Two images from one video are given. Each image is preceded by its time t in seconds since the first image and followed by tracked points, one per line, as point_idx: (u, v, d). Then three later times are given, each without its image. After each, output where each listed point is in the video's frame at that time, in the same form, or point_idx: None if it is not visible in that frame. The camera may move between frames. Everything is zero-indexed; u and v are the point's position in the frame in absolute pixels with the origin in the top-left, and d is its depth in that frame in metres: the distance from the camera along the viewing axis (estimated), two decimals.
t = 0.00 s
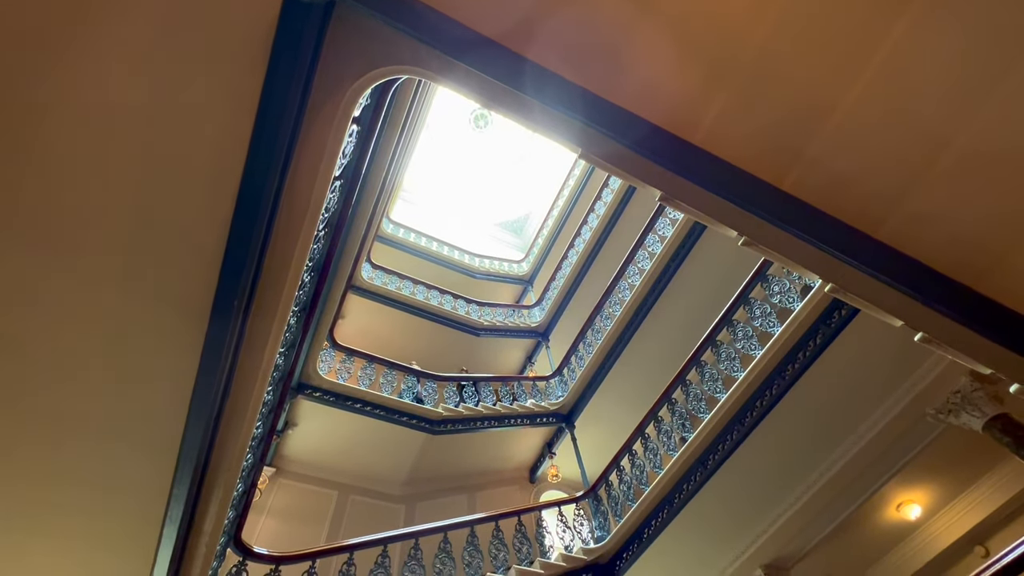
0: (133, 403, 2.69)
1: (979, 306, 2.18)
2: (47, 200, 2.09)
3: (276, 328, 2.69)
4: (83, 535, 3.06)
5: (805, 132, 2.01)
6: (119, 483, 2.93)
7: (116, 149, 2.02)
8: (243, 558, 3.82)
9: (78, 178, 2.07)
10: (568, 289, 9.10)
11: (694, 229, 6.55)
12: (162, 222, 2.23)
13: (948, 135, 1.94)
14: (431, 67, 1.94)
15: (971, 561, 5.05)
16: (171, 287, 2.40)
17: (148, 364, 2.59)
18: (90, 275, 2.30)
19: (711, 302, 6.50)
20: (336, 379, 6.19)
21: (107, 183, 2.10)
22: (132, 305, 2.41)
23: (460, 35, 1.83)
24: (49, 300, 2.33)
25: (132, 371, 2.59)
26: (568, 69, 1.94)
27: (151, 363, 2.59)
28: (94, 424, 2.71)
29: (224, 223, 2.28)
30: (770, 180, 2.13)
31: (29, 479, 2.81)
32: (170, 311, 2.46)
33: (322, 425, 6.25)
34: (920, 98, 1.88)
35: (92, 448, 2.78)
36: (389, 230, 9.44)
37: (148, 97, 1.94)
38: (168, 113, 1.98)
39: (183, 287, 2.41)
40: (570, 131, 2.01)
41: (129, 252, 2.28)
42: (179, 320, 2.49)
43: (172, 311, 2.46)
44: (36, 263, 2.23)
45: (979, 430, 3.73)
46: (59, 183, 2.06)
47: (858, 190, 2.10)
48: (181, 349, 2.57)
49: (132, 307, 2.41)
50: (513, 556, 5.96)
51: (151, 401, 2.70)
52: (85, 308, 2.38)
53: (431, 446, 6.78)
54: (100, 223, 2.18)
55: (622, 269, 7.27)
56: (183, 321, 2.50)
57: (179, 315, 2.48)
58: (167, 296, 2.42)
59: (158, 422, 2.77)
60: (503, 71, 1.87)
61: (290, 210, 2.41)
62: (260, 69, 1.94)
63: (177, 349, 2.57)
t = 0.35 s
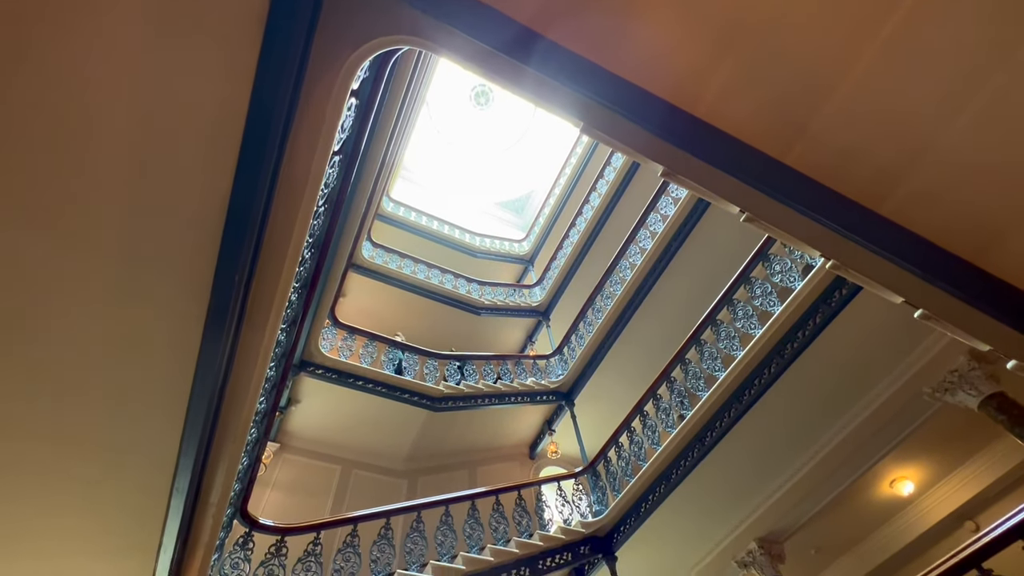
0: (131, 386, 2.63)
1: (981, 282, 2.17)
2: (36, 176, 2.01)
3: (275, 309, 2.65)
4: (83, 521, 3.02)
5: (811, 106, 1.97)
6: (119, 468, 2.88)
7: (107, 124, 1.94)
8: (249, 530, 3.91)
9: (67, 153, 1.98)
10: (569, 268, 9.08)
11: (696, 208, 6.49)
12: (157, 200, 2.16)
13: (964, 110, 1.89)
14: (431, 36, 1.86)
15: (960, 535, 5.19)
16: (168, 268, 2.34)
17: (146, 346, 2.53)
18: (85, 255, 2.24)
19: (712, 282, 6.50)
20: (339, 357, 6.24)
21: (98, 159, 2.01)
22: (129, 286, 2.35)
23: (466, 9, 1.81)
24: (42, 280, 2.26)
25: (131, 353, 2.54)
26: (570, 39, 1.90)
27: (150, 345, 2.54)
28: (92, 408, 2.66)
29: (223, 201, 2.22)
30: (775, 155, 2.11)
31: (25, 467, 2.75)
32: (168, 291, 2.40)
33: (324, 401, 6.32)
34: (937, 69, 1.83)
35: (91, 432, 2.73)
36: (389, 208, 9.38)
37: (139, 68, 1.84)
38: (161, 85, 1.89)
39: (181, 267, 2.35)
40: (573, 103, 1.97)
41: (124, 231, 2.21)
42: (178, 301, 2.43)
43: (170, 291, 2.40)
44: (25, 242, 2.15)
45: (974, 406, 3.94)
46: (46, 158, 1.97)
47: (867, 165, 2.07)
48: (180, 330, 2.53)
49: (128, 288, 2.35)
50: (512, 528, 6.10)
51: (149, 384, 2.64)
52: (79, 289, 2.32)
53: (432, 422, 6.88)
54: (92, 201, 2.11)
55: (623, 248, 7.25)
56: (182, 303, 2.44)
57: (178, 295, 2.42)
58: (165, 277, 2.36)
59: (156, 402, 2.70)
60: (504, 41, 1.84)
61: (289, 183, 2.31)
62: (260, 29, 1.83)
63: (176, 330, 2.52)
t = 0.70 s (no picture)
0: (134, 363, 2.63)
1: (984, 259, 2.16)
2: (32, 150, 1.98)
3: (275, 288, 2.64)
4: (90, 496, 3.05)
5: (818, 79, 1.93)
6: (124, 445, 2.89)
7: (101, 96, 1.89)
8: (255, 501, 4.00)
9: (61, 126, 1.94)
10: (570, 247, 9.06)
11: (699, 185, 6.44)
12: (155, 175, 2.12)
13: (973, 84, 1.86)
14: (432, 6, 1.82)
15: (950, 510, 5.31)
16: (168, 245, 2.31)
17: (148, 323, 2.53)
18: (84, 231, 2.21)
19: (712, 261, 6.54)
20: (340, 334, 6.27)
21: (93, 132, 1.97)
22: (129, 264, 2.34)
23: None
24: (40, 256, 2.24)
25: (133, 330, 2.54)
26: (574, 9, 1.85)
27: (152, 322, 2.53)
28: (96, 385, 2.67)
29: (222, 179, 2.16)
30: (779, 129, 2.08)
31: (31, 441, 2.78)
32: (168, 269, 2.38)
33: (326, 377, 6.39)
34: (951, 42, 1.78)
35: (96, 408, 2.75)
36: (389, 186, 9.31)
37: (130, 38, 1.77)
38: (154, 56, 1.83)
39: (181, 244, 2.32)
40: (578, 77, 1.93)
41: (122, 207, 2.19)
42: (178, 279, 2.41)
43: (171, 269, 2.38)
44: (23, 217, 2.13)
45: (971, 385, 4.08)
46: (40, 131, 1.93)
47: (873, 140, 2.04)
48: (181, 308, 2.51)
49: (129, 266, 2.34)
50: (512, 501, 6.23)
51: (152, 361, 2.64)
52: (78, 266, 2.30)
53: (434, 399, 6.97)
54: (90, 175, 2.08)
55: (625, 226, 7.22)
56: (183, 280, 2.42)
57: (178, 273, 2.40)
58: (165, 254, 2.34)
59: (159, 379, 2.71)
60: (505, 10, 1.80)
61: (287, 159, 2.21)
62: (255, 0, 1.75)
63: (177, 308, 2.51)
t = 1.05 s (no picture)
0: (135, 337, 2.64)
1: (988, 235, 2.15)
2: (22, 123, 1.93)
3: (276, 267, 2.60)
4: (97, 467, 3.10)
5: (829, 50, 1.88)
6: (129, 418, 2.93)
7: (92, 66, 1.83)
8: (260, 471, 4.09)
9: (51, 96, 1.88)
10: (571, 223, 9.01)
11: (703, 161, 6.36)
12: (150, 148, 2.08)
13: (999, 59, 1.78)
14: None
15: (940, 483, 5.44)
16: (164, 219, 2.28)
17: (147, 298, 2.52)
18: (79, 204, 2.18)
19: (712, 238, 6.55)
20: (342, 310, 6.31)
21: (84, 103, 1.91)
22: (128, 239, 2.32)
23: None
24: (37, 229, 2.22)
25: (132, 305, 2.53)
26: None
27: (152, 297, 2.52)
28: (99, 359, 2.69)
29: (218, 153, 2.10)
30: (786, 102, 2.04)
31: (36, 414, 2.80)
32: (166, 243, 2.35)
33: (328, 352, 6.45)
34: (978, 14, 1.69)
35: (99, 382, 2.77)
36: (388, 160, 9.20)
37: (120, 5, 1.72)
38: (146, 25, 1.76)
39: (178, 218, 2.29)
40: (581, 47, 1.89)
41: (117, 180, 2.15)
42: (177, 253, 2.39)
43: (169, 243, 2.36)
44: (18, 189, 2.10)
45: (967, 362, 4.11)
46: (30, 103, 1.88)
47: (881, 114, 2.00)
48: (180, 282, 2.50)
49: (127, 241, 2.32)
50: (512, 473, 6.36)
51: (153, 336, 2.65)
52: (76, 240, 2.28)
53: (435, 373, 7.05)
54: (83, 148, 2.03)
55: (627, 203, 7.18)
56: (181, 255, 2.40)
57: (176, 247, 2.37)
58: (163, 229, 2.31)
59: (162, 353, 2.73)
60: None
61: (285, 131, 2.17)
62: None
63: (177, 283, 2.49)
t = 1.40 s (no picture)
0: (134, 308, 2.64)
1: (991, 210, 2.12)
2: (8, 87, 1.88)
3: (274, 239, 2.58)
4: (100, 436, 3.14)
5: (837, 18, 1.82)
6: (131, 388, 2.95)
7: (78, 30, 1.77)
8: (263, 440, 4.18)
9: (37, 60, 1.83)
10: (572, 197, 8.94)
11: (706, 134, 6.27)
12: (141, 115, 2.03)
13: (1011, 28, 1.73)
14: None
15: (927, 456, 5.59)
16: (158, 189, 2.25)
17: (144, 269, 2.51)
18: (71, 172, 2.15)
19: (713, 213, 6.53)
20: (341, 283, 6.33)
21: (70, 68, 1.86)
22: (122, 208, 2.30)
23: None
24: (30, 198, 2.19)
25: (129, 277, 2.52)
26: None
27: (149, 268, 2.51)
28: (98, 329, 2.69)
29: (212, 122, 2.05)
30: (790, 72, 2.00)
31: (38, 384, 2.82)
32: (162, 214, 2.33)
33: (329, 324, 6.49)
34: None
35: (100, 352, 2.78)
36: (387, 130, 9.05)
37: None
38: None
39: (173, 189, 2.26)
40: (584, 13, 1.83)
41: (109, 148, 2.11)
42: (173, 224, 2.37)
43: (165, 214, 2.33)
44: (8, 157, 2.06)
45: (962, 338, 4.14)
46: (15, 67, 1.83)
47: (886, 85, 1.97)
48: (176, 253, 2.48)
49: (122, 210, 2.30)
50: (510, 444, 6.49)
51: (152, 307, 2.65)
52: (69, 209, 2.26)
53: (434, 346, 7.10)
54: (72, 114, 1.99)
55: (628, 176, 7.12)
56: (177, 226, 2.38)
57: (171, 218, 2.35)
58: (158, 200, 2.29)
59: (160, 324, 2.73)
60: None
61: (280, 98, 2.13)
62: None
63: (173, 254, 2.48)
